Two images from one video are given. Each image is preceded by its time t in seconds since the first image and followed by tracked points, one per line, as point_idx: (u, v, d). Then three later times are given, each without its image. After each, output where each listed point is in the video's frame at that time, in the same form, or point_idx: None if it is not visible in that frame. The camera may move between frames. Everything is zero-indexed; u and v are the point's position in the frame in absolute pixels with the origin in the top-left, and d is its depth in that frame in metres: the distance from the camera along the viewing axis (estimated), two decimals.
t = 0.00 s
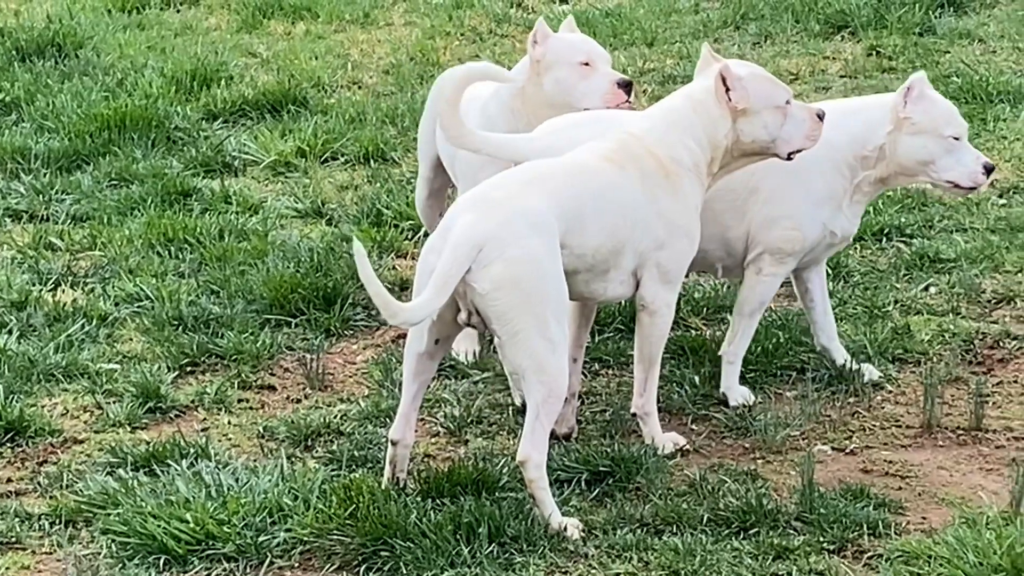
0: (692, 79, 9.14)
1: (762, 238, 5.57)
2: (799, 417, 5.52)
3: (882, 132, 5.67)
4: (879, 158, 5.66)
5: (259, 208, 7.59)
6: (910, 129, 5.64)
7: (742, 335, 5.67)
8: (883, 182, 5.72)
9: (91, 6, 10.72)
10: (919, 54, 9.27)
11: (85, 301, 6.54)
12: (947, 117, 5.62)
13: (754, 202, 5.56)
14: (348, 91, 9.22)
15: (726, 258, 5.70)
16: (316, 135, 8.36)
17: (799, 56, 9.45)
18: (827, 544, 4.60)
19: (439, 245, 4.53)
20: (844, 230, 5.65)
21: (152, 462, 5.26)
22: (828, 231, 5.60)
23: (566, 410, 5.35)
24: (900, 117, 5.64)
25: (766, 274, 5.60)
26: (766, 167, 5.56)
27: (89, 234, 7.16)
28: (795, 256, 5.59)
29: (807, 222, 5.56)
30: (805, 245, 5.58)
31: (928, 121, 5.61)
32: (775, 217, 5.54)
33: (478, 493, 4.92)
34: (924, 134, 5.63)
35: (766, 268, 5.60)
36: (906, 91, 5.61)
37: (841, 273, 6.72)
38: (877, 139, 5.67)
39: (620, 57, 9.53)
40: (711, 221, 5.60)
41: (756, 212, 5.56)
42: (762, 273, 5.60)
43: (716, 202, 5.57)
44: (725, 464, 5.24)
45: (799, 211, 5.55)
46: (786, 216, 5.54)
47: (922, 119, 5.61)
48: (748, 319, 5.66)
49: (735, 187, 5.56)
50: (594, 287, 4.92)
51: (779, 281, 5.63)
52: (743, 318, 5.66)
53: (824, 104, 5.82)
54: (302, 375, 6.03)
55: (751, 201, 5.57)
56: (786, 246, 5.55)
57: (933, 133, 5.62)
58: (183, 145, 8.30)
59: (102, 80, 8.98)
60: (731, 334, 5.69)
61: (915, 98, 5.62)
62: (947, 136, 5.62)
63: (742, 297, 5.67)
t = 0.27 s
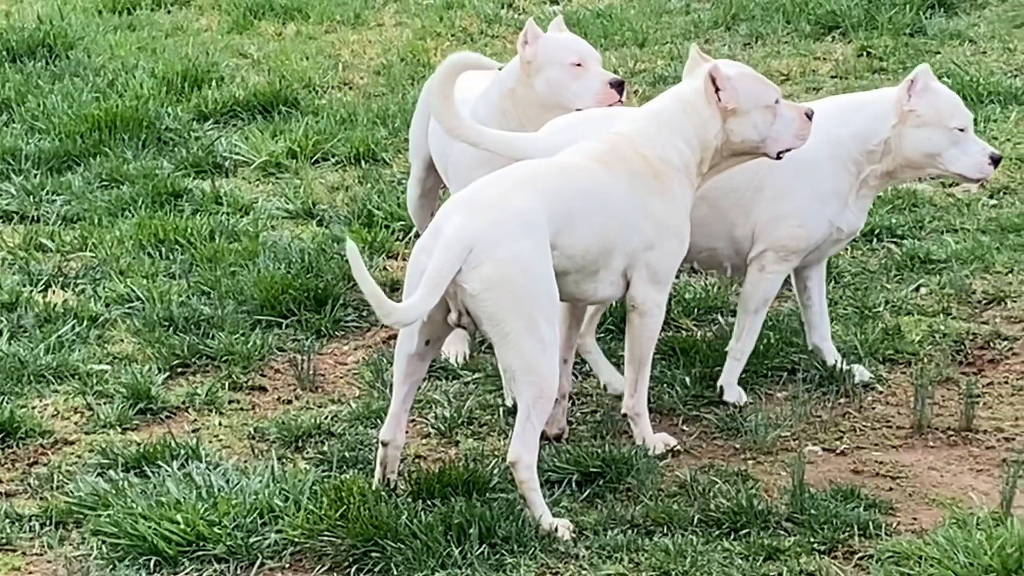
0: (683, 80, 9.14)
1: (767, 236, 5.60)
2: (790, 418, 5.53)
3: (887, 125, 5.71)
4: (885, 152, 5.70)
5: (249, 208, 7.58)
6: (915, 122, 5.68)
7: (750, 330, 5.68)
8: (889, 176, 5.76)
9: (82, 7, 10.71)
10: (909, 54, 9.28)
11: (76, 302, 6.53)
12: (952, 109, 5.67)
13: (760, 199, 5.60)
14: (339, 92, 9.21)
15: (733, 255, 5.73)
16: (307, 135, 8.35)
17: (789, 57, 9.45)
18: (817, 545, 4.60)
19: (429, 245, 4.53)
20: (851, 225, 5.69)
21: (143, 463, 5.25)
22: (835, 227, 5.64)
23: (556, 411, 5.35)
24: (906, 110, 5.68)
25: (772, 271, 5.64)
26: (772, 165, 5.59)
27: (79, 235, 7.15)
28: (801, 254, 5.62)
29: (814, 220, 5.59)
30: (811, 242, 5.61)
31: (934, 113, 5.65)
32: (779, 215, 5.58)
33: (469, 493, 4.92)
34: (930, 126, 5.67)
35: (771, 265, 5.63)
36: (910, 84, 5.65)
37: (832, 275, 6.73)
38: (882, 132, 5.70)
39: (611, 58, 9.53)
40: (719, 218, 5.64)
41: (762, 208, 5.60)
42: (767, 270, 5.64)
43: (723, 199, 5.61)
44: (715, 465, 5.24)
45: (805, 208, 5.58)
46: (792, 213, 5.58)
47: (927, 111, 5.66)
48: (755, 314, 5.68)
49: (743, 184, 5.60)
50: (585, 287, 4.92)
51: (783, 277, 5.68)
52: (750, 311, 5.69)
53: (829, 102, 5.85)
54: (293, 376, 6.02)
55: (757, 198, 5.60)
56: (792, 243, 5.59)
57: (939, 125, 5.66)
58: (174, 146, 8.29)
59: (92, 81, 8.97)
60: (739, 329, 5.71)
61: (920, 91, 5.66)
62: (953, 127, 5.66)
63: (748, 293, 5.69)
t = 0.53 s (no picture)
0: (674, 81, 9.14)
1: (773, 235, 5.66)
2: (780, 419, 5.53)
3: (891, 120, 5.67)
4: (890, 148, 5.66)
5: (240, 209, 7.57)
6: (919, 116, 5.63)
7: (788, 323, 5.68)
8: (894, 170, 5.72)
9: (73, 8, 10.70)
10: (900, 55, 9.29)
11: (66, 303, 6.52)
12: (956, 102, 5.62)
13: (765, 201, 5.66)
14: (330, 93, 9.20)
15: (738, 255, 5.81)
16: (298, 136, 8.35)
17: (780, 57, 9.46)
18: (808, 546, 4.61)
19: (420, 246, 4.53)
20: (858, 224, 5.71)
21: (133, 464, 5.24)
22: (842, 228, 5.67)
23: (546, 412, 5.35)
24: (910, 105, 5.64)
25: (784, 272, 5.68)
26: (775, 168, 5.64)
27: (70, 236, 7.14)
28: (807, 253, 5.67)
29: (818, 220, 5.63)
30: (816, 241, 5.65)
31: (938, 107, 5.61)
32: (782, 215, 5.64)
33: (460, 494, 4.91)
34: (935, 120, 5.63)
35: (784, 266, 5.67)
36: (913, 79, 5.60)
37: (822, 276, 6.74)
38: (886, 127, 5.66)
39: (602, 59, 9.53)
40: (723, 219, 5.71)
41: (768, 210, 5.66)
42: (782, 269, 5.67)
43: (727, 201, 5.67)
44: (706, 466, 5.24)
45: (809, 209, 5.62)
46: (797, 215, 5.63)
47: (931, 105, 5.61)
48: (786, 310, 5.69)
49: (747, 187, 5.65)
50: (575, 288, 4.92)
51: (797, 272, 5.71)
52: (780, 310, 5.69)
53: (830, 100, 5.86)
54: (284, 377, 6.02)
55: (762, 201, 5.66)
56: (799, 244, 5.64)
57: (942, 119, 5.61)
58: (164, 147, 8.28)
59: (83, 82, 8.95)
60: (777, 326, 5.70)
61: (923, 85, 5.62)
62: (957, 120, 5.62)
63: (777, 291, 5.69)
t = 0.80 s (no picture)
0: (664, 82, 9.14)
1: (786, 233, 5.62)
2: (771, 419, 5.53)
3: (896, 121, 5.69)
4: (894, 147, 5.69)
5: (231, 210, 7.56)
6: (923, 117, 5.66)
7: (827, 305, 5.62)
8: (898, 171, 5.75)
9: (63, 9, 10.68)
10: (890, 56, 9.29)
11: (56, 304, 6.51)
12: (961, 103, 5.64)
13: (775, 202, 5.63)
14: (320, 94, 9.20)
15: (746, 257, 5.76)
16: (288, 138, 8.34)
17: (771, 58, 9.47)
18: (798, 547, 4.61)
19: (411, 247, 4.52)
20: (865, 222, 5.73)
21: (124, 465, 5.23)
22: (852, 224, 5.68)
23: (536, 413, 5.35)
24: (914, 105, 5.67)
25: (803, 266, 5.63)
26: (785, 169, 5.61)
27: (60, 237, 7.12)
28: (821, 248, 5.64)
29: (831, 216, 5.62)
30: (829, 236, 5.63)
31: (942, 108, 5.64)
32: (793, 213, 5.62)
33: (450, 495, 4.91)
34: (938, 121, 5.66)
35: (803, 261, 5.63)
36: (918, 79, 5.64)
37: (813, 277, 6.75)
38: (890, 127, 5.69)
39: (593, 60, 9.54)
40: (732, 220, 5.65)
41: (778, 211, 5.63)
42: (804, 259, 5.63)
43: (736, 203, 5.62)
44: (697, 466, 5.24)
45: (822, 210, 5.61)
46: (806, 212, 5.61)
47: (936, 106, 5.64)
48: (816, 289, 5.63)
49: (757, 188, 5.61)
50: (564, 289, 4.91)
51: (815, 264, 5.68)
52: (815, 296, 5.63)
53: (831, 100, 5.86)
54: (274, 378, 6.01)
55: (772, 201, 5.63)
56: (812, 243, 5.62)
57: (947, 120, 5.64)
58: (155, 148, 8.27)
59: (73, 83, 8.94)
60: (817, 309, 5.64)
61: (928, 86, 5.65)
62: (962, 122, 5.64)
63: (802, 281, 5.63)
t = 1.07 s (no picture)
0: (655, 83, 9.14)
1: (797, 232, 5.60)
2: (762, 420, 5.53)
3: (901, 122, 5.63)
4: (899, 149, 5.62)
5: (222, 211, 7.55)
6: (928, 119, 5.59)
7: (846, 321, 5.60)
8: (904, 173, 5.68)
9: (54, 10, 10.67)
10: (881, 57, 9.30)
11: (47, 305, 6.49)
12: (967, 107, 5.56)
13: (782, 199, 5.60)
14: (311, 95, 9.19)
15: (758, 253, 5.73)
16: (279, 139, 8.33)
17: (762, 60, 9.47)
18: (789, 547, 4.61)
19: (402, 248, 4.52)
20: (872, 220, 5.68)
21: (115, 466, 5.22)
22: (862, 221, 5.63)
23: (527, 414, 5.34)
24: (919, 107, 5.60)
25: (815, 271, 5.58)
26: (790, 165, 5.59)
27: (51, 238, 7.11)
28: (834, 249, 5.58)
29: (840, 215, 5.58)
30: (840, 235, 5.58)
31: (946, 111, 5.56)
32: (802, 211, 5.58)
33: (441, 496, 4.90)
34: (943, 124, 5.58)
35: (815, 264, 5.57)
36: (924, 81, 5.57)
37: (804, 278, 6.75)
38: (895, 129, 5.62)
39: (584, 61, 9.54)
40: (739, 218, 5.62)
41: (785, 207, 5.60)
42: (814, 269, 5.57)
43: (741, 200, 5.60)
44: (688, 467, 5.24)
45: (829, 206, 5.57)
46: (816, 211, 5.57)
47: (941, 109, 5.56)
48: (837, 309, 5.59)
49: (763, 185, 5.59)
50: (555, 291, 4.91)
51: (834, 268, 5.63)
52: (835, 310, 5.59)
53: (838, 99, 5.82)
54: (265, 379, 6.00)
55: (779, 197, 5.60)
56: (823, 241, 5.57)
57: (950, 123, 5.56)
58: (146, 149, 8.26)
59: (64, 83, 8.92)
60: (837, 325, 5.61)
61: (934, 88, 5.58)
62: (966, 126, 5.56)
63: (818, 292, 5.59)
